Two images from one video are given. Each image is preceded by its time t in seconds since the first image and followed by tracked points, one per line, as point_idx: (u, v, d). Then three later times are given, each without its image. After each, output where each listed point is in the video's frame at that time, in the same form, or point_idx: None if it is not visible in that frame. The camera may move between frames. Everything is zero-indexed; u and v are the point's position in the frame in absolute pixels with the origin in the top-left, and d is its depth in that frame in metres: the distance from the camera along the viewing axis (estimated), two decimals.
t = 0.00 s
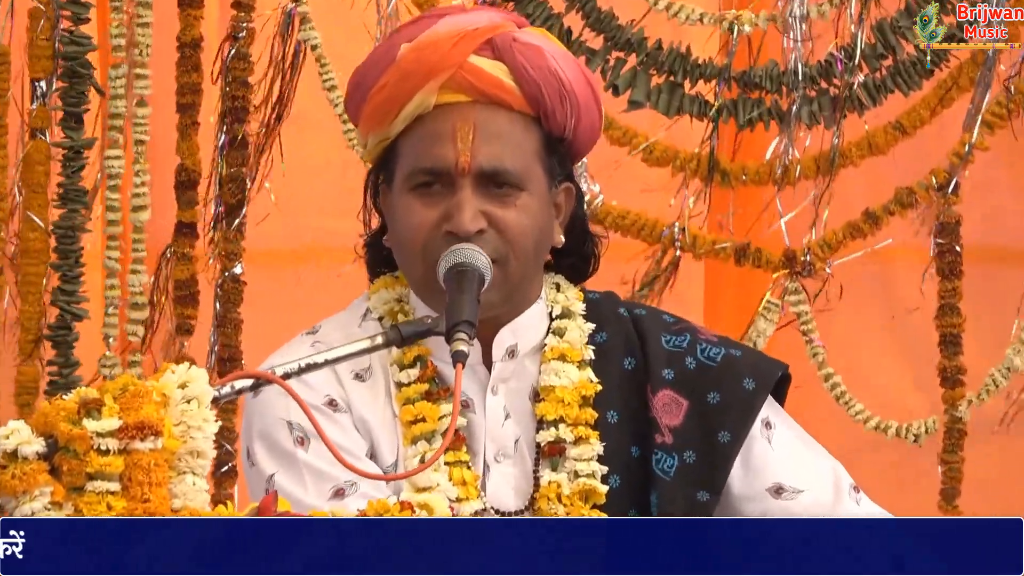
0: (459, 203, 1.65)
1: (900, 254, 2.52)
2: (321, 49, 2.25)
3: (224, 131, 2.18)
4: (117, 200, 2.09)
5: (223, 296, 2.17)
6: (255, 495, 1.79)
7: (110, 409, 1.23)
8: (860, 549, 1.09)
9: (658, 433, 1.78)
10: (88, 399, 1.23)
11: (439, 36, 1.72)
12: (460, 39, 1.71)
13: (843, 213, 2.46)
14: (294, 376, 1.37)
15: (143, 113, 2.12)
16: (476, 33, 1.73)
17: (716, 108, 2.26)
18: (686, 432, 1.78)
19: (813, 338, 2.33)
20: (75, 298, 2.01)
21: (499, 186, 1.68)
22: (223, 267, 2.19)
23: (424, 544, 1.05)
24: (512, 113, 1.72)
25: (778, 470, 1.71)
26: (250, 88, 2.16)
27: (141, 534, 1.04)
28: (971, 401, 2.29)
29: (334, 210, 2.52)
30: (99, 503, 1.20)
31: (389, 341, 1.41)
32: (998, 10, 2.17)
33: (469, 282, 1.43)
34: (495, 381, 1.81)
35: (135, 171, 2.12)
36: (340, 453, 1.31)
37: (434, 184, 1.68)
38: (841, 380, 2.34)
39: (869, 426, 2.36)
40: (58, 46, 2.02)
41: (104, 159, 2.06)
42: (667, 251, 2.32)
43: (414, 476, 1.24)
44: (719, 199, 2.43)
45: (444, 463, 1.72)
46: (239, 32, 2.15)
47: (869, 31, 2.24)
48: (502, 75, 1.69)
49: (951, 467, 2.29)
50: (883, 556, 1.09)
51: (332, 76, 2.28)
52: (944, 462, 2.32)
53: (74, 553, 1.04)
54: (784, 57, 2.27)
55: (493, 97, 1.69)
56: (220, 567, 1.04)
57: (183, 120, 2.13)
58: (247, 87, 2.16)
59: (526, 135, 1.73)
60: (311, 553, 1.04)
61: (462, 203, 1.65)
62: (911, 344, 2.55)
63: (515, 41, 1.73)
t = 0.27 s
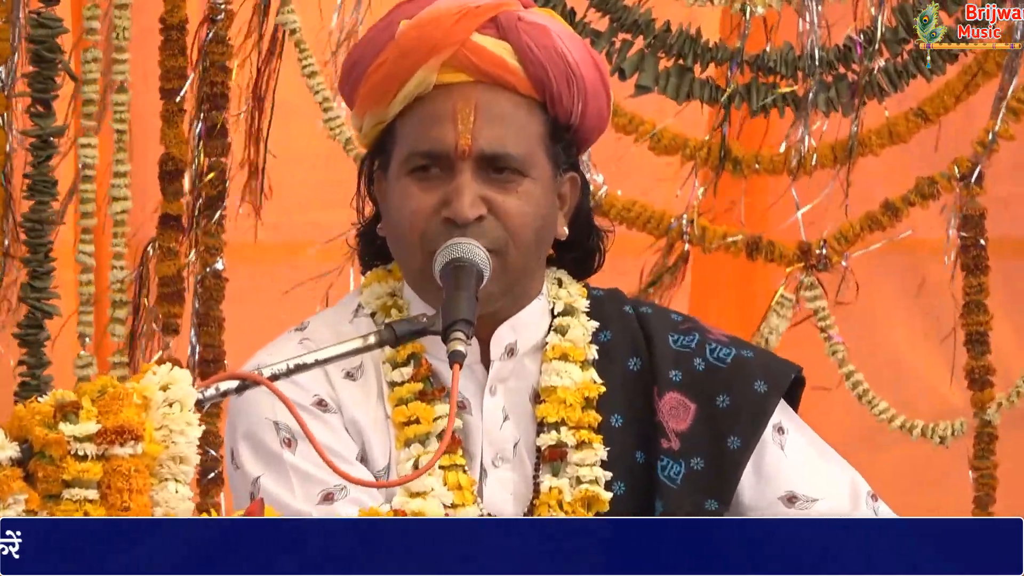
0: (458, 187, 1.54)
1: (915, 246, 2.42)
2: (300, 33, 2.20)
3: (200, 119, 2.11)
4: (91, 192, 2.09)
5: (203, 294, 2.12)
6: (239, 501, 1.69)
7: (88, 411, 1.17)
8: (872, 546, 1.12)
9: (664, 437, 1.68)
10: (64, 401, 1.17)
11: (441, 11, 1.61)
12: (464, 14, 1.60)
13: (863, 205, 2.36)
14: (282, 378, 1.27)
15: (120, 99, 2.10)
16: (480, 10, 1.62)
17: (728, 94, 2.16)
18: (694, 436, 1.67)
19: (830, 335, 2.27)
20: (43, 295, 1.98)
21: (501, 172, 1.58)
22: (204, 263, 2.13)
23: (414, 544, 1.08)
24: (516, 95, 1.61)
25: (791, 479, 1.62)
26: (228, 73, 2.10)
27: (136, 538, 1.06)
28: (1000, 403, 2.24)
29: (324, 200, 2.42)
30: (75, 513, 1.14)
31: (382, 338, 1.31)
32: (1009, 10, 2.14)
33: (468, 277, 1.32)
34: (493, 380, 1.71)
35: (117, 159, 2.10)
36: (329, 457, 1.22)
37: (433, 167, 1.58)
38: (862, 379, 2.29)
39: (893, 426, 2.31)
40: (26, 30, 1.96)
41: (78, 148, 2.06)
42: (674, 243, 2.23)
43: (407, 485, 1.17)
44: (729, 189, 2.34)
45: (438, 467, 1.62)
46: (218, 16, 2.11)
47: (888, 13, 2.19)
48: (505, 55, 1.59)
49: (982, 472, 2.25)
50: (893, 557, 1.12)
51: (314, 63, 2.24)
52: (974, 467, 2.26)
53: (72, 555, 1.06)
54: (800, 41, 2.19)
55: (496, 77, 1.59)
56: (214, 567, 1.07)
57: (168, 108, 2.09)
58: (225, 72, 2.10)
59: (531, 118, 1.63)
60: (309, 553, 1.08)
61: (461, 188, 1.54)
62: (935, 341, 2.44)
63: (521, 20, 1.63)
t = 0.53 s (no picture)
0: (456, 192, 1.45)
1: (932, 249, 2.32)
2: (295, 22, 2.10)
3: (191, 115, 2.06)
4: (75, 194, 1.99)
5: (195, 298, 2.06)
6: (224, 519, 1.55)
7: (63, 424, 1.13)
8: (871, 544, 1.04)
9: (673, 455, 1.57)
10: (38, 412, 1.13)
11: (436, 6, 1.51)
12: (461, 10, 1.50)
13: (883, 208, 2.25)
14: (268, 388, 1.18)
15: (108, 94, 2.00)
16: (478, 5, 1.52)
17: (735, 88, 2.07)
18: (705, 453, 1.57)
19: (848, 344, 2.19)
20: (21, 300, 1.88)
21: (501, 176, 1.48)
22: (194, 266, 2.07)
23: (414, 543, 1.01)
24: (517, 96, 1.51)
25: (806, 498, 1.51)
26: (220, 66, 2.05)
27: (132, 539, 1.00)
28: None
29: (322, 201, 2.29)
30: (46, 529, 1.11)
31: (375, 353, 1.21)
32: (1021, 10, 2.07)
33: (464, 282, 1.22)
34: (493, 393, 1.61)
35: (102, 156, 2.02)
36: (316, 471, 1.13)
37: (428, 171, 1.49)
38: (881, 391, 2.21)
39: (912, 440, 2.23)
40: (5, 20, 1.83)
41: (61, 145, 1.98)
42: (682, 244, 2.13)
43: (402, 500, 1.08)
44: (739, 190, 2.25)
45: (435, 484, 1.52)
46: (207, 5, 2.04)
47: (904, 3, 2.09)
48: (505, 52, 1.49)
49: (1005, 488, 2.15)
50: (893, 557, 1.04)
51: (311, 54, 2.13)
52: (997, 483, 2.17)
53: (63, 557, 1.00)
54: (811, 33, 2.09)
55: (495, 76, 1.49)
56: (214, 567, 1.00)
57: (139, 104, 2.01)
58: (216, 65, 2.05)
59: (533, 119, 1.53)
60: (306, 554, 1.00)
61: (459, 193, 1.44)
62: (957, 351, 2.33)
63: (522, 16, 1.53)
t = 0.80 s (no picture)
0: (458, 191, 1.44)
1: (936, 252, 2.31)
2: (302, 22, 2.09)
3: (201, 112, 2.05)
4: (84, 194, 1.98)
5: (207, 300, 2.04)
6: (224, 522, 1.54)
7: (63, 426, 1.13)
8: (872, 543, 1.03)
9: (675, 457, 1.56)
10: (38, 414, 1.13)
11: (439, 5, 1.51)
12: (464, 9, 1.50)
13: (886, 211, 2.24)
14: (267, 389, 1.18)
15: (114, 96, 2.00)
16: (481, 3, 1.52)
17: (738, 88, 2.05)
18: (707, 455, 1.56)
19: (853, 346, 2.17)
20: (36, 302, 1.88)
21: (503, 175, 1.48)
22: (206, 268, 2.06)
23: (414, 543, 1.00)
24: (520, 94, 1.50)
25: (809, 500, 1.50)
26: (228, 66, 2.04)
27: (131, 539, 0.99)
28: None
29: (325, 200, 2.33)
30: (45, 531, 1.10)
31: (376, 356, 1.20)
32: None
33: (464, 282, 1.21)
34: (495, 395, 1.60)
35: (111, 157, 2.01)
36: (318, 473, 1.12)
37: (430, 169, 1.48)
38: (886, 393, 2.18)
39: (917, 443, 2.19)
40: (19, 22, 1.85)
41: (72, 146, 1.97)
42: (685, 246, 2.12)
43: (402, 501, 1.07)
44: (741, 193, 2.25)
45: (435, 486, 1.51)
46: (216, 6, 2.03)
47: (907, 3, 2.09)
48: (508, 50, 1.48)
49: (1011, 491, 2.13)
50: (893, 557, 1.03)
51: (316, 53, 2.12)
52: (1003, 486, 2.14)
53: (62, 558, 0.99)
54: (815, 33, 2.08)
55: (498, 74, 1.48)
56: (215, 567, 0.99)
57: (138, 103, 2.00)
58: (225, 66, 2.04)
59: (536, 118, 1.52)
60: (306, 554, 0.99)
61: (461, 192, 1.44)
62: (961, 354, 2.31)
63: (525, 14, 1.52)
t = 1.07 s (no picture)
0: (456, 199, 1.44)
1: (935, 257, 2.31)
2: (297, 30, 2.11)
3: (200, 119, 2.05)
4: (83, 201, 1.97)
5: (205, 304, 2.06)
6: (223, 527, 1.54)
7: (63, 432, 1.14)
8: (875, 547, 1.03)
9: (675, 462, 1.56)
10: (38, 421, 1.15)
11: (436, 12, 1.51)
12: (461, 16, 1.50)
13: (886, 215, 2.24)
14: (268, 396, 1.17)
15: (108, 101, 1.95)
16: (478, 10, 1.52)
17: (739, 95, 2.05)
18: (707, 460, 1.57)
19: (852, 351, 2.16)
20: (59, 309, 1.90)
21: (501, 182, 1.48)
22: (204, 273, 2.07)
23: (415, 544, 1.00)
24: (517, 101, 1.51)
25: (809, 506, 1.51)
26: (225, 73, 2.03)
27: (131, 538, 0.99)
28: None
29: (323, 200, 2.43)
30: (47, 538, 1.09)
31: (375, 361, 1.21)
32: None
33: (464, 289, 1.21)
34: (494, 400, 1.60)
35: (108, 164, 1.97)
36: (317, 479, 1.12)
37: (428, 177, 1.48)
38: (884, 398, 2.17)
39: (915, 448, 2.17)
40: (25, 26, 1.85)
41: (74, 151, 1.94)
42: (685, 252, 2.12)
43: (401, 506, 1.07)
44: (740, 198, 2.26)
45: (434, 491, 1.51)
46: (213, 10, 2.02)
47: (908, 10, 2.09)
48: (505, 58, 1.49)
49: (1010, 495, 2.13)
50: (896, 557, 1.03)
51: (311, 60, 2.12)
52: (1001, 489, 2.14)
53: (61, 559, 0.99)
54: (815, 39, 2.08)
55: (495, 82, 1.48)
56: (216, 568, 0.99)
57: (146, 111, 2.00)
58: (221, 72, 2.03)
59: (533, 125, 1.52)
60: (307, 554, 0.99)
61: (459, 199, 1.44)
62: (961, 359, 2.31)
63: (521, 21, 1.53)
